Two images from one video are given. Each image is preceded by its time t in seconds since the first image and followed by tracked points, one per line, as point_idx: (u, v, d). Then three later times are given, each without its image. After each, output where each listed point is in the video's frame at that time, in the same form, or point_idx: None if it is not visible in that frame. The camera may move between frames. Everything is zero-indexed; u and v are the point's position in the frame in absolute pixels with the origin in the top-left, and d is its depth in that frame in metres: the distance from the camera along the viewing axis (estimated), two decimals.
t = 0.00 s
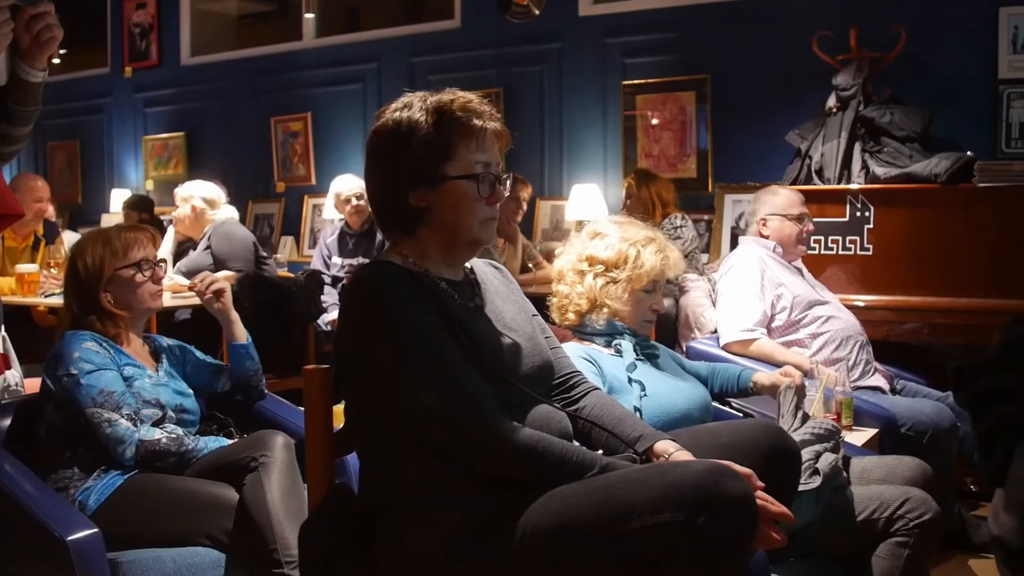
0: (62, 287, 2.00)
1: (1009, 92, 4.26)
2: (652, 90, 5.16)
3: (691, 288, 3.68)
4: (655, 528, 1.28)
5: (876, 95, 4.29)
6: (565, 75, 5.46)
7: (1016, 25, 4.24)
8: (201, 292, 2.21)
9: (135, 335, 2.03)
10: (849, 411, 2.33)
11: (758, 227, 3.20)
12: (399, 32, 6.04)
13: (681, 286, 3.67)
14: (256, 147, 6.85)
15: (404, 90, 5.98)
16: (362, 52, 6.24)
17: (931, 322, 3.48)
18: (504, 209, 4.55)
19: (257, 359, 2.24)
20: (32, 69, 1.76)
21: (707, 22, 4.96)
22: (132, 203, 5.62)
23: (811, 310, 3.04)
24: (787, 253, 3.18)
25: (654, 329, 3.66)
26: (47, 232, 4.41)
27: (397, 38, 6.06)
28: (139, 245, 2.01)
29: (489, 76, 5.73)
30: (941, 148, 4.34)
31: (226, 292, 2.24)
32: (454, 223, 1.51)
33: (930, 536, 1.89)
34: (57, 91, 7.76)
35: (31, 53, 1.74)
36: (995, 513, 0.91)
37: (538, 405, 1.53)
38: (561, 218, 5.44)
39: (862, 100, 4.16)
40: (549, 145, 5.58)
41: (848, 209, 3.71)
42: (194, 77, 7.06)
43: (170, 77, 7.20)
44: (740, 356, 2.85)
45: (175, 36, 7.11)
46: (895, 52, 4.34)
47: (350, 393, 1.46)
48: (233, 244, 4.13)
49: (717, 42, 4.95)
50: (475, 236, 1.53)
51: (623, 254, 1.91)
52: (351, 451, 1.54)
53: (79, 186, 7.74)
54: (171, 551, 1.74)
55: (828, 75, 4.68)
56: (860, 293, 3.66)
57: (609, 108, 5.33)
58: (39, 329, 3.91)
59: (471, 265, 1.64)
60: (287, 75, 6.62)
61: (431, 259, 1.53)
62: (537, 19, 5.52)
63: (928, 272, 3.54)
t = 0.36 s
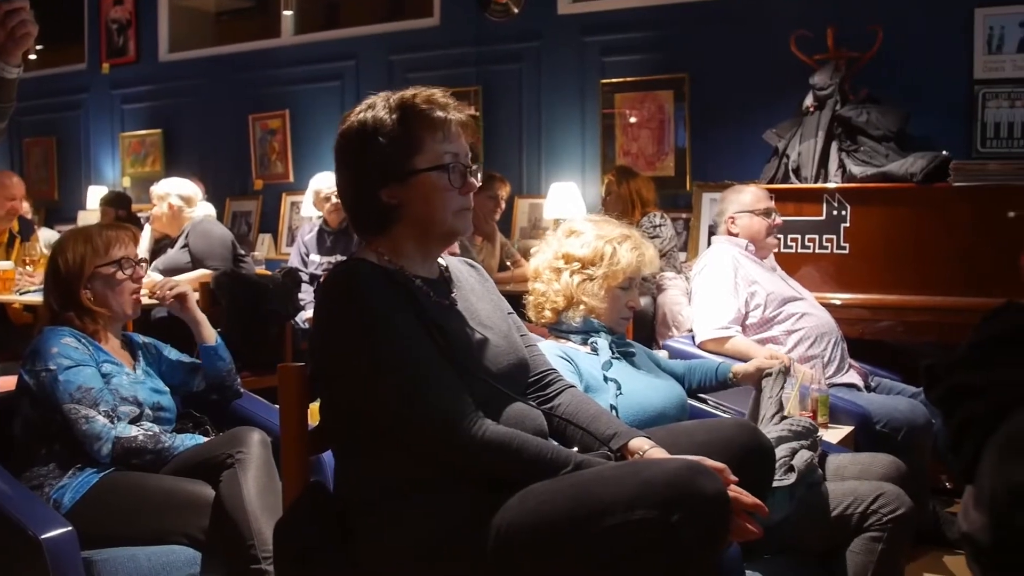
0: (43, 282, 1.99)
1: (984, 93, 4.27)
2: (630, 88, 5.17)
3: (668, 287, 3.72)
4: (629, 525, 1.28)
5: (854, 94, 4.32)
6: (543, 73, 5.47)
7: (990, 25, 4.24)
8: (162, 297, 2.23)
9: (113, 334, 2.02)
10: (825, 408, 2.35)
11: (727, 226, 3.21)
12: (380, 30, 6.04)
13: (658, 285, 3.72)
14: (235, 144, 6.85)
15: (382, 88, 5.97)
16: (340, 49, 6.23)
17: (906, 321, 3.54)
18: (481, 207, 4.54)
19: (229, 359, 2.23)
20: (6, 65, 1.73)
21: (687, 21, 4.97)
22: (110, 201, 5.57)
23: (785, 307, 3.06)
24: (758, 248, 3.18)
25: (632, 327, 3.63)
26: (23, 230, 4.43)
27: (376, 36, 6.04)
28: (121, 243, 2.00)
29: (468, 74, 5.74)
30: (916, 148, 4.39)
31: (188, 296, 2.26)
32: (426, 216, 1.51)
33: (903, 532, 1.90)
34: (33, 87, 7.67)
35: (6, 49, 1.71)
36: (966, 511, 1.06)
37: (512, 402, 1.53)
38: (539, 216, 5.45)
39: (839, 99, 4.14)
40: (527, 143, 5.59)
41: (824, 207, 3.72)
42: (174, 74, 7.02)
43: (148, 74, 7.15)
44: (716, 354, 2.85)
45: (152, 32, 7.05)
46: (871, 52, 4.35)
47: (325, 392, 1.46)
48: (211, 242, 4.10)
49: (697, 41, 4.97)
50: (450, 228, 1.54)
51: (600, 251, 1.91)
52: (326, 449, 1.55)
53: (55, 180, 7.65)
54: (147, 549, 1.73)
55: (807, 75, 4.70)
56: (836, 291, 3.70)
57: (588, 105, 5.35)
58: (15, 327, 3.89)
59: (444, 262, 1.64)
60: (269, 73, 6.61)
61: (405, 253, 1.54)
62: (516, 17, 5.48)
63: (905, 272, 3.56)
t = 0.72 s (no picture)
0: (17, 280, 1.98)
1: (957, 92, 4.33)
2: (607, 87, 5.19)
3: (643, 286, 3.72)
4: (600, 522, 1.28)
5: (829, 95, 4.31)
6: (519, 72, 5.47)
7: (962, 27, 4.30)
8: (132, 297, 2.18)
9: (86, 333, 2.01)
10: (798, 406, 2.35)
11: (710, 224, 3.23)
12: (355, 27, 6.01)
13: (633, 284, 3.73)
14: (209, 139, 6.81)
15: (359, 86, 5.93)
16: (318, 47, 6.20)
17: (879, 319, 3.58)
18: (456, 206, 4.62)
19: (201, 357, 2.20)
20: None
21: (664, 21, 4.98)
22: (84, 198, 5.52)
23: (761, 306, 3.07)
24: (736, 249, 3.19)
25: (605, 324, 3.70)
26: None
27: (352, 33, 6.02)
28: (97, 243, 1.99)
29: (444, 72, 5.72)
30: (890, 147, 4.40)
31: (156, 297, 2.23)
32: (399, 216, 1.51)
33: (873, 533, 1.89)
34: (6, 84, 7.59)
35: None
36: (934, 504, 1.16)
37: (485, 400, 1.54)
38: (515, 214, 5.44)
39: (814, 99, 4.18)
40: (503, 142, 5.59)
41: (799, 206, 3.73)
42: (152, 71, 6.99)
43: (122, 70, 7.11)
44: (691, 352, 2.90)
45: (126, 29, 7.02)
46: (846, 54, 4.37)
47: (298, 391, 1.46)
48: (186, 241, 4.14)
49: (675, 41, 4.98)
50: (422, 229, 1.53)
51: (574, 248, 1.92)
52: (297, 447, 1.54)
53: (30, 178, 7.48)
54: (120, 548, 1.74)
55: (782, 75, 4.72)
56: (811, 290, 3.71)
57: (564, 105, 5.35)
58: None
59: (418, 261, 1.64)
60: (248, 70, 6.57)
61: (377, 252, 1.54)
62: (493, 16, 5.49)
63: (881, 271, 3.59)
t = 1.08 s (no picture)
0: None
1: (929, 93, 4.36)
2: (582, 86, 5.19)
3: (618, 284, 3.85)
4: (572, 518, 1.28)
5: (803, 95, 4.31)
6: (494, 70, 5.47)
7: (935, 27, 4.34)
8: (106, 295, 2.19)
9: (57, 331, 2.01)
10: (771, 404, 2.38)
11: (676, 224, 3.24)
12: (329, 25, 6.00)
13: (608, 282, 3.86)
14: (184, 138, 6.78)
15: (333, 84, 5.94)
16: (291, 44, 6.20)
17: (852, 318, 3.61)
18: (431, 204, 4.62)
19: (176, 355, 2.20)
20: None
21: (640, 20, 4.98)
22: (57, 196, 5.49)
23: (733, 304, 3.09)
24: (707, 247, 3.22)
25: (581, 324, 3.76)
26: None
27: (325, 31, 6.02)
28: (69, 241, 1.99)
29: (419, 71, 5.74)
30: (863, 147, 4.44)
31: (133, 294, 2.22)
32: (371, 214, 1.51)
33: (843, 528, 1.98)
34: None
35: None
36: (904, 499, 1.21)
37: (455, 400, 1.55)
38: (490, 213, 5.45)
39: (788, 99, 4.18)
40: (479, 141, 5.58)
41: (772, 206, 3.77)
42: (128, 68, 6.95)
43: (97, 67, 7.07)
44: (665, 351, 2.93)
45: (100, 25, 6.98)
46: (820, 53, 4.38)
47: (272, 392, 1.45)
48: (160, 239, 4.18)
49: (651, 40, 4.98)
50: (395, 223, 1.53)
51: (542, 246, 1.94)
52: (271, 446, 1.54)
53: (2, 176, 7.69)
54: (91, 547, 1.73)
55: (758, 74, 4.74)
56: (785, 289, 3.75)
57: (539, 105, 5.35)
58: None
59: (392, 260, 1.64)
60: (224, 66, 6.55)
61: (352, 251, 1.54)
62: (467, 14, 5.50)
63: (858, 268, 3.61)
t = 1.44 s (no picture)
0: None
1: (899, 93, 4.40)
2: (554, 85, 5.20)
3: (589, 282, 3.85)
4: (537, 514, 1.32)
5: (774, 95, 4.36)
6: (467, 70, 5.50)
7: (904, 28, 4.38)
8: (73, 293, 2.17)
9: (25, 330, 2.04)
10: (741, 402, 2.40)
11: (648, 222, 3.26)
12: (301, 23, 6.04)
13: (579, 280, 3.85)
14: (155, 136, 6.82)
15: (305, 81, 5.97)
16: (265, 41, 6.23)
17: (823, 316, 3.65)
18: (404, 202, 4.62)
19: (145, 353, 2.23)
20: None
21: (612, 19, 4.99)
22: (27, 193, 5.47)
23: (705, 303, 3.11)
24: (679, 245, 3.23)
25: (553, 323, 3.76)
26: None
27: (298, 28, 6.05)
28: (36, 239, 2.04)
29: (392, 69, 5.76)
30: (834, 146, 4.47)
31: (103, 291, 2.21)
32: (342, 217, 1.51)
33: (813, 527, 2.01)
34: None
35: None
36: (869, 495, 1.23)
37: (426, 400, 1.55)
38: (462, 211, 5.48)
39: (759, 98, 4.23)
40: (451, 137, 5.62)
41: (743, 204, 3.78)
42: (102, 65, 6.93)
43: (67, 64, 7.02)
44: (637, 349, 2.93)
45: (70, 20, 6.89)
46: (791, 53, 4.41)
47: (242, 389, 1.45)
48: (130, 237, 4.14)
49: (625, 39, 5.00)
50: (362, 231, 1.53)
51: (516, 245, 1.98)
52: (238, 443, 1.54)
53: None
54: (59, 546, 1.77)
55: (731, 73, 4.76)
56: (755, 287, 3.78)
57: (512, 104, 5.37)
58: None
59: (362, 259, 1.64)
60: (199, 63, 6.59)
61: (323, 251, 1.53)
62: (440, 12, 5.53)
63: (830, 266, 3.66)
